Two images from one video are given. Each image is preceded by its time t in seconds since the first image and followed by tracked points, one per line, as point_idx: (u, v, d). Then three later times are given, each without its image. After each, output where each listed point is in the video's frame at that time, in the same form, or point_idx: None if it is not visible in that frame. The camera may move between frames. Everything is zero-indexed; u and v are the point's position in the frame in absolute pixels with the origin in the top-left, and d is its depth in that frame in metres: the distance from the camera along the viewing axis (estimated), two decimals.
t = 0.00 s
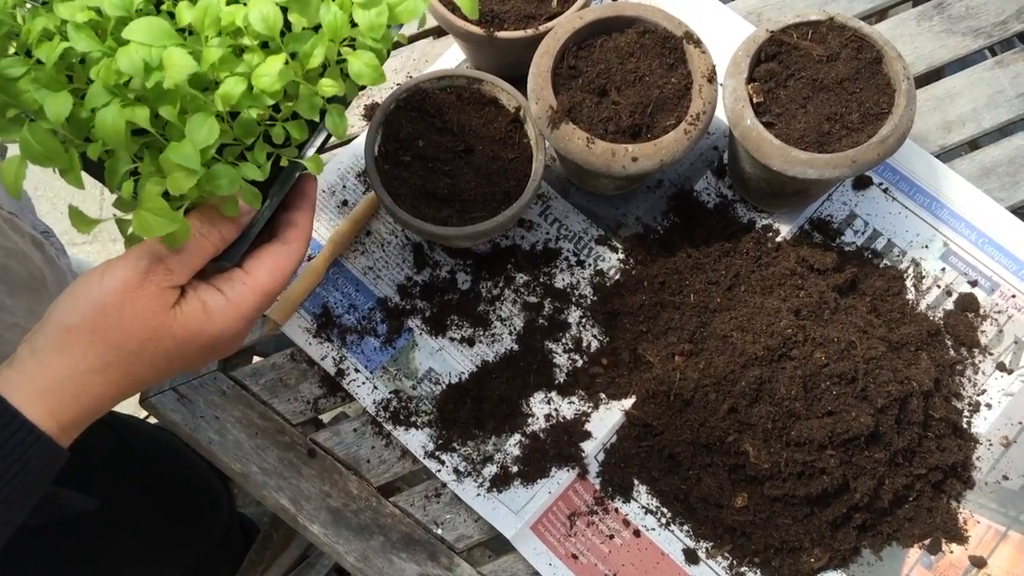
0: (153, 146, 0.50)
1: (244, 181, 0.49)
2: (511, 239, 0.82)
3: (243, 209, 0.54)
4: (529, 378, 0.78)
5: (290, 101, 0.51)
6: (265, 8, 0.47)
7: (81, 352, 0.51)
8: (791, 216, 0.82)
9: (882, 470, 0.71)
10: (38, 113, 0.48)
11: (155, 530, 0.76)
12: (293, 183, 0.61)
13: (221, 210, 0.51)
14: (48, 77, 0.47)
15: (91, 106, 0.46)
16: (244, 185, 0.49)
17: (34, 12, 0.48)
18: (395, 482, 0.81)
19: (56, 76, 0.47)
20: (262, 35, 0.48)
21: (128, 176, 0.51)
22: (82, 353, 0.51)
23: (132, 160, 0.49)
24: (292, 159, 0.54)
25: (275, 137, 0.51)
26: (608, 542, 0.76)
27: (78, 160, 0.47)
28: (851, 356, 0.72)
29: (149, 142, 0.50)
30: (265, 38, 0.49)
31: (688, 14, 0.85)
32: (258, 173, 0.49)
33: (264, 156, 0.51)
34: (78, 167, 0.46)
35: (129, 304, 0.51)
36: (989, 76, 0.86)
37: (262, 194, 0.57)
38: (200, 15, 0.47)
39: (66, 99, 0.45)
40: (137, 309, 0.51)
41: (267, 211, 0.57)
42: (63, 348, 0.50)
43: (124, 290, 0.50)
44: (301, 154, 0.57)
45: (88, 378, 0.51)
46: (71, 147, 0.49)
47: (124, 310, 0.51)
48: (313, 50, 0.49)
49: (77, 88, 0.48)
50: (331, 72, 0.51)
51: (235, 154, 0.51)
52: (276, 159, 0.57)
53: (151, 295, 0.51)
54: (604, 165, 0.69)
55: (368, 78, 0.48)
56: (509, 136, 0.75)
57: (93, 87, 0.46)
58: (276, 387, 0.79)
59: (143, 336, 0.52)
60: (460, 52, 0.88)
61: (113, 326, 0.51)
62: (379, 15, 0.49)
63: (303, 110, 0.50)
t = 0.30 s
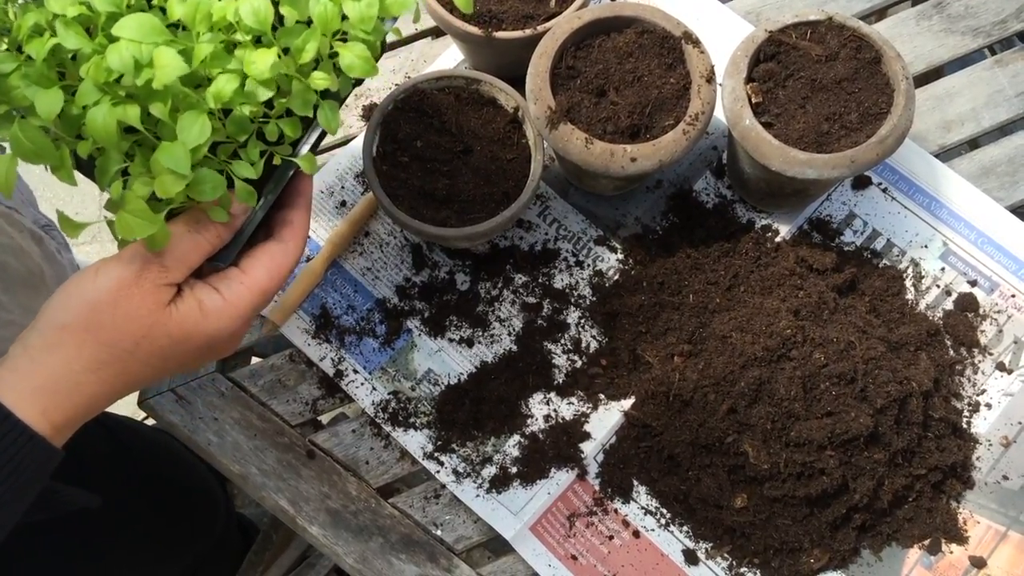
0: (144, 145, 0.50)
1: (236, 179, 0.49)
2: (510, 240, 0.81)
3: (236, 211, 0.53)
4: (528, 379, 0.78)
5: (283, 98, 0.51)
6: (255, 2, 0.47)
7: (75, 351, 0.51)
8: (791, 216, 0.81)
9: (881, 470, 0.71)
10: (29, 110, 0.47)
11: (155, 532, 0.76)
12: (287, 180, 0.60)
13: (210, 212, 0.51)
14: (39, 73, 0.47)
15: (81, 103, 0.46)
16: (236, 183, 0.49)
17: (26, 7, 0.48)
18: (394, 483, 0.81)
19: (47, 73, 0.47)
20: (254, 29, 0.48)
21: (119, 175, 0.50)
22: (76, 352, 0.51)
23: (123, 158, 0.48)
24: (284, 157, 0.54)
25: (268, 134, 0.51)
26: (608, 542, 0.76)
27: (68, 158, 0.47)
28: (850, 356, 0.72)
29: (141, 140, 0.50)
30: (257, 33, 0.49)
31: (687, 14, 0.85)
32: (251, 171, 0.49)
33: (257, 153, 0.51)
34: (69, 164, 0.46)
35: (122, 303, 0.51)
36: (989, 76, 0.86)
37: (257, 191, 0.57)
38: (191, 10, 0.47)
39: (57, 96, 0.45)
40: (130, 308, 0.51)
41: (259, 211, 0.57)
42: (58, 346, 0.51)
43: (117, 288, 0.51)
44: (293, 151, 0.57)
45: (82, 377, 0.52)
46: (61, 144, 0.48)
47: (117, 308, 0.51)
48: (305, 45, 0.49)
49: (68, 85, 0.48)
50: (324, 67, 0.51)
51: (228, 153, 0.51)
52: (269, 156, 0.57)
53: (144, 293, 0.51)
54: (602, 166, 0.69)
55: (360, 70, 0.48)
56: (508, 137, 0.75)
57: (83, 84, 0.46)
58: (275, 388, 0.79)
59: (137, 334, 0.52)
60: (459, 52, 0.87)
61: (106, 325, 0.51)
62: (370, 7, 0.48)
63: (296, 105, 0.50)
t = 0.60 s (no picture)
0: (138, 150, 0.50)
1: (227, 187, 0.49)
2: (510, 240, 0.81)
3: (228, 220, 0.53)
4: (527, 380, 0.78)
5: (277, 107, 0.51)
6: (250, 10, 0.46)
7: (67, 359, 0.51)
8: (791, 216, 0.81)
9: (882, 471, 0.71)
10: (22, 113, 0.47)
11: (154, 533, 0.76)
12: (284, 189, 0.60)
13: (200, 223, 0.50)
14: (32, 76, 0.46)
15: (74, 107, 0.46)
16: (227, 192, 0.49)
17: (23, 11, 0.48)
18: (394, 484, 0.81)
19: (41, 76, 0.47)
20: (249, 38, 0.48)
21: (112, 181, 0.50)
22: (68, 361, 0.51)
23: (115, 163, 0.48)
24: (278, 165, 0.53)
25: (262, 143, 0.51)
26: (608, 543, 0.76)
27: (60, 163, 0.46)
28: (851, 357, 0.72)
29: (134, 145, 0.50)
30: (252, 41, 0.49)
31: (687, 14, 0.85)
32: (242, 180, 0.49)
33: (250, 161, 0.51)
34: (60, 170, 0.46)
35: (115, 312, 0.51)
36: (989, 76, 0.86)
37: (251, 199, 0.57)
38: (186, 17, 0.47)
39: (49, 100, 0.45)
40: (123, 317, 0.51)
41: (253, 220, 0.58)
42: (51, 355, 0.51)
43: (110, 297, 0.51)
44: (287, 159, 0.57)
45: (75, 386, 0.52)
46: (54, 148, 0.48)
47: (110, 317, 0.51)
48: (300, 54, 0.49)
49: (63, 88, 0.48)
50: (318, 78, 0.51)
51: (221, 161, 0.51)
52: (264, 164, 0.57)
53: (138, 303, 0.51)
54: (602, 166, 0.69)
55: (355, 83, 0.48)
56: (508, 138, 0.75)
57: (76, 88, 0.46)
58: (274, 389, 0.78)
59: (129, 343, 0.52)
60: (458, 52, 0.87)
61: (99, 334, 0.51)
62: (365, 19, 0.48)
63: (289, 115, 0.50)
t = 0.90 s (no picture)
0: (143, 147, 0.50)
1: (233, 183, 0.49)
2: (510, 239, 0.81)
3: (233, 216, 0.53)
4: (528, 379, 0.78)
5: (282, 103, 0.51)
6: (257, 7, 0.46)
7: (71, 355, 0.51)
8: (791, 215, 0.81)
9: (883, 470, 0.71)
10: (27, 110, 0.47)
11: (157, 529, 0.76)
12: (288, 188, 0.60)
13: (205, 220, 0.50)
14: (38, 72, 0.46)
15: (79, 103, 0.46)
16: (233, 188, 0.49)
17: (28, 8, 0.48)
18: (395, 484, 0.81)
19: (46, 73, 0.47)
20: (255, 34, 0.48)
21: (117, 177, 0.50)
22: (71, 357, 0.51)
23: (120, 159, 0.48)
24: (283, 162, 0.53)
25: (267, 139, 0.51)
26: (609, 543, 0.76)
27: (65, 159, 0.46)
28: (852, 356, 0.72)
29: (139, 142, 0.49)
30: (258, 38, 0.49)
31: (687, 13, 0.85)
32: (248, 176, 0.49)
33: (255, 157, 0.51)
34: (65, 166, 0.46)
35: (119, 308, 0.51)
36: (990, 75, 0.86)
37: (256, 195, 0.57)
38: (192, 13, 0.47)
39: (55, 96, 0.45)
40: (127, 313, 0.51)
41: (258, 215, 0.57)
42: (54, 351, 0.50)
43: (115, 293, 0.50)
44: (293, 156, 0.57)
45: (78, 382, 0.51)
46: (59, 144, 0.48)
47: (115, 313, 0.51)
48: (306, 51, 0.49)
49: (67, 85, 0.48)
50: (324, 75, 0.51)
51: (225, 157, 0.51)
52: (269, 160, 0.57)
53: (142, 298, 0.51)
54: (603, 165, 0.69)
55: (360, 78, 0.48)
56: (508, 137, 0.75)
57: (82, 84, 0.46)
58: (275, 389, 0.78)
59: (134, 339, 0.52)
60: (458, 52, 0.87)
61: (103, 329, 0.51)
62: (371, 15, 0.48)
63: (295, 111, 0.50)
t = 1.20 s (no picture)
0: (147, 128, 0.50)
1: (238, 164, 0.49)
2: (512, 237, 0.81)
3: (237, 196, 0.53)
4: (530, 377, 0.78)
5: (286, 83, 0.51)
6: None
7: (77, 338, 0.50)
8: (793, 213, 0.81)
9: (884, 468, 0.71)
10: (31, 92, 0.47)
11: (161, 525, 0.77)
12: (292, 181, 0.60)
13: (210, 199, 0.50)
14: (42, 54, 0.46)
15: (84, 84, 0.46)
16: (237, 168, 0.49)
17: None
18: (396, 481, 0.81)
19: (49, 54, 0.47)
20: (259, 12, 0.49)
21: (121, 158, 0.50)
22: (78, 340, 0.50)
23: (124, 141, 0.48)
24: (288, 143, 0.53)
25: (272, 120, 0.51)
26: (610, 540, 0.76)
27: (69, 141, 0.46)
28: (853, 354, 0.72)
29: (143, 123, 0.49)
30: (261, 17, 0.50)
31: (689, 11, 0.85)
32: (253, 156, 0.49)
33: (260, 138, 0.51)
34: (70, 148, 0.46)
35: (126, 290, 0.51)
36: (991, 73, 0.86)
37: (261, 175, 0.57)
38: None
39: (60, 75, 0.45)
40: (134, 295, 0.51)
41: (264, 195, 0.58)
42: (60, 334, 0.50)
43: (122, 276, 0.50)
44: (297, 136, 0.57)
45: (86, 365, 0.51)
46: (63, 126, 0.48)
47: (122, 295, 0.51)
48: (309, 29, 0.49)
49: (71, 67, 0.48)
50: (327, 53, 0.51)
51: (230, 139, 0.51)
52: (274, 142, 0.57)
53: (149, 281, 0.51)
54: (605, 163, 0.69)
55: (364, 55, 0.49)
56: (511, 134, 0.75)
57: (86, 64, 0.46)
58: (277, 386, 0.78)
59: (141, 321, 0.52)
60: (460, 50, 0.87)
61: (110, 312, 0.50)
62: None
63: (298, 90, 0.50)
